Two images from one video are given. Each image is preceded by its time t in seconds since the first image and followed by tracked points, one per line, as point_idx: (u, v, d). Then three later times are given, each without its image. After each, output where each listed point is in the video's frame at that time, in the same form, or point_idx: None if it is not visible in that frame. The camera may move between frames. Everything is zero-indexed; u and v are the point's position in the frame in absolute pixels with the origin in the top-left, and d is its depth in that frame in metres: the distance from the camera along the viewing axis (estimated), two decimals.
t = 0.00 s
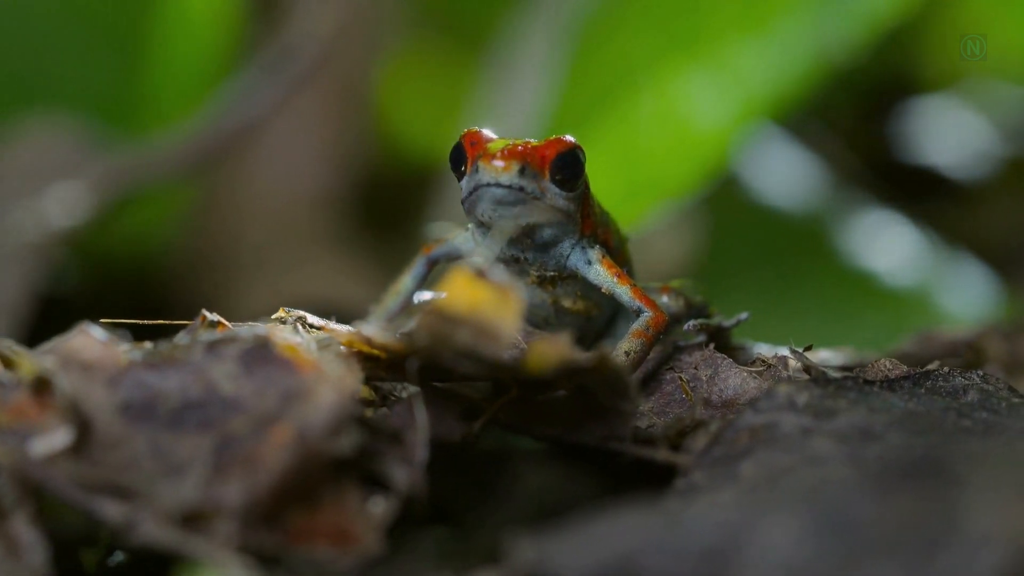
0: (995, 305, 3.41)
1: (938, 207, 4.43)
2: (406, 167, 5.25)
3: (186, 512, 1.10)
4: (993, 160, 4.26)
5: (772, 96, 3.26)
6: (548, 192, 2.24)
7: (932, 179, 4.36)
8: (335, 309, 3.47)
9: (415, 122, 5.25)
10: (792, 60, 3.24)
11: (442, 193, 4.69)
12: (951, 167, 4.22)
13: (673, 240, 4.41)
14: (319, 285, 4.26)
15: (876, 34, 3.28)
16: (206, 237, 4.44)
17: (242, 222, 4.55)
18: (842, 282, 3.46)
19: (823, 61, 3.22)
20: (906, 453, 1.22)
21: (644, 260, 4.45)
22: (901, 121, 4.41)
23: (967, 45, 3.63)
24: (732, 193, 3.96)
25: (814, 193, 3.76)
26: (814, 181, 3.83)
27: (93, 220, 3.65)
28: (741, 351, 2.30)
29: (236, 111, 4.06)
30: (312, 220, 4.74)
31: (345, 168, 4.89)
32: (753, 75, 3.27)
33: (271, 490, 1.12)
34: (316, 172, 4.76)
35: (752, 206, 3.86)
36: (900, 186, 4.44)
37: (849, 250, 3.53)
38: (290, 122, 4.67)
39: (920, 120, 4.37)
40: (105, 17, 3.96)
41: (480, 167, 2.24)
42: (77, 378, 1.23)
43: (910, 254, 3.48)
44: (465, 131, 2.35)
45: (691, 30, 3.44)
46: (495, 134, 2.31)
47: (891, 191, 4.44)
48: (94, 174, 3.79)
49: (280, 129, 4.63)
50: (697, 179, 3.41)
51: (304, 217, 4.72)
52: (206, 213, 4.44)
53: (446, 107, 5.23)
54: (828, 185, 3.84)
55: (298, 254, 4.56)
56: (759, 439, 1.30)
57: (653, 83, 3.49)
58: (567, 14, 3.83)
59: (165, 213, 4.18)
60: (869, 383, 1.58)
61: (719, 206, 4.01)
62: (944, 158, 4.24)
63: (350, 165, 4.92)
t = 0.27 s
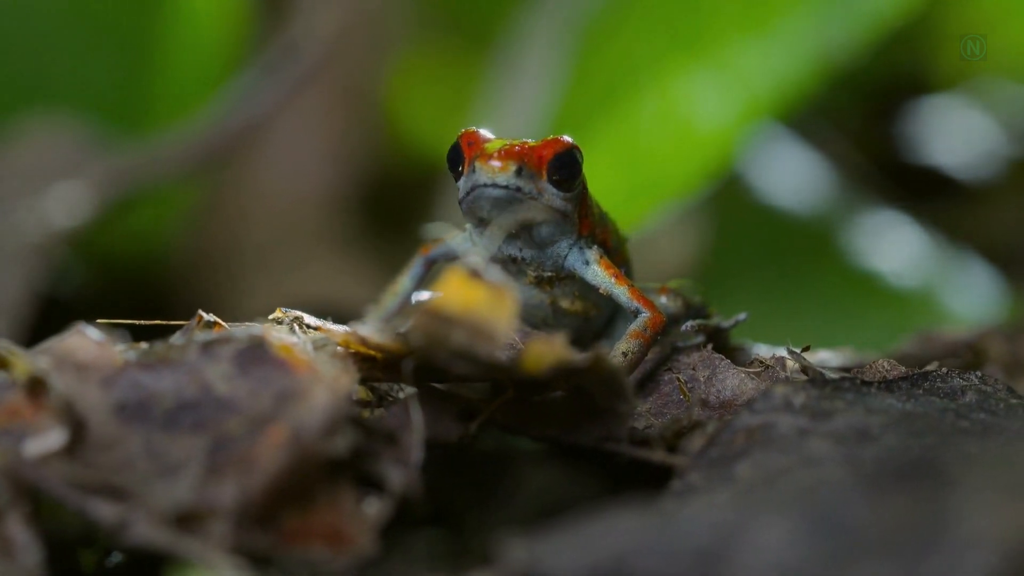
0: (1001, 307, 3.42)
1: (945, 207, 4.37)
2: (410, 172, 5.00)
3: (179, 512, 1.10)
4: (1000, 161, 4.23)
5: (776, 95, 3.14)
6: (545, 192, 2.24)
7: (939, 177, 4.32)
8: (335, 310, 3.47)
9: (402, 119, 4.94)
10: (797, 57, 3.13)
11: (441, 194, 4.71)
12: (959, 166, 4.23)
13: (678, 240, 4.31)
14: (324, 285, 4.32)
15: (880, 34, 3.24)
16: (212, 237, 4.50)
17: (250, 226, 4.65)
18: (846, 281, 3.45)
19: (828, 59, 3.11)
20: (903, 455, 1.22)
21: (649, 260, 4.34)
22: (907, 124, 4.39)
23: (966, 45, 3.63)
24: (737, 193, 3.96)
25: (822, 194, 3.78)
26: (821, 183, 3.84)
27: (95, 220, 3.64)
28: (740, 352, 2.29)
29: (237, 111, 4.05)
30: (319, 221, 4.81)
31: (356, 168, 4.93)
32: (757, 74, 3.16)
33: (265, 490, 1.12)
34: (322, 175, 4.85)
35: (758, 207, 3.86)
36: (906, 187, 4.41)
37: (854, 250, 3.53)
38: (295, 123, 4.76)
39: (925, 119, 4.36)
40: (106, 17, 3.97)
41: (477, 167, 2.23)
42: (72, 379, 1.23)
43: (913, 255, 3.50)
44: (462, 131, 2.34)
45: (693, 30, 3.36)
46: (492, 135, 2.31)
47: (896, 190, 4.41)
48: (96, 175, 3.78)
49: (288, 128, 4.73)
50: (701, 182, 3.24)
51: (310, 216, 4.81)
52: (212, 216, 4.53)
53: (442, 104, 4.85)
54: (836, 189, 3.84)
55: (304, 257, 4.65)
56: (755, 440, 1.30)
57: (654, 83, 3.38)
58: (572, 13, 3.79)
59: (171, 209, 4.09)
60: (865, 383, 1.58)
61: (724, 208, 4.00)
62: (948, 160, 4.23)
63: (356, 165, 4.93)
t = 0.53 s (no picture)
0: (1006, 307, 3.40)
1: (950, 207, 4.36)
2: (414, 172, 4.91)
3: (174, 513, 1.10)
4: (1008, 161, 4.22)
5: (778, 95, 3.08)
6: (542, 192, 2.24)
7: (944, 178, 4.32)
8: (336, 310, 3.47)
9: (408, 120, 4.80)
10: (799, 56, 3.08)
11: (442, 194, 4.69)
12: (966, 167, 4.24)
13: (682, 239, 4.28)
14: (325, 284, 4.39)
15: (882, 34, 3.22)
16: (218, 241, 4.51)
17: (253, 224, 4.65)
18: (849, 281, 3.44)
19: (830, 59, 3.05)
20: (899, 455, 1.21)
21: (653, 259, 4.35)
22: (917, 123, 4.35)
23: (966, 45, 3.62)
24: (741, 192, 3.93)
25: (827, 194, 3.73)
26: (826, 185, 3.78)
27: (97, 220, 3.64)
28: (738, 352, 2.29)
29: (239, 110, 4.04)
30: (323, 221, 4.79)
31: (359, 168, 4.85)
32: (759, 74, 3.11)
33: (259, 491, 1.12)
34: (326, 175, 4.80)
35: (762, 208, 3.82)
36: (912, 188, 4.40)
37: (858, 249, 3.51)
38: (298, 122, 4.72)
39: (932, 118, 4.33)
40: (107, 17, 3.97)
41: (474, 167, 2.23)
42: (67, 378, 1.23)
43: (918, 255, 3.47)
44: (460, 131, 2.34)
45: (697, 31, 3.34)
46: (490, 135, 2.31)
47: (900, 190, 4.38)
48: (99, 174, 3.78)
49: (291, 128, 4.69)
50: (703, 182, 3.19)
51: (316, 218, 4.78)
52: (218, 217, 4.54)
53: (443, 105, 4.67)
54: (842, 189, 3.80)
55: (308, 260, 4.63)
56: (751, 440, 1.30)
57: (657, 83, 3.35)
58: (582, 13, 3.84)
59: (174, 210, 4.13)
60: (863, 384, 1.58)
61: (729, 208, 3.96)
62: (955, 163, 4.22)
63: (358, 165, 4.85)
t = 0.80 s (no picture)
0: (1011, 306, 3.40)
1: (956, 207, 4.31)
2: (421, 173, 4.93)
3: (170, 513, 1.10)
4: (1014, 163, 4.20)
5: (782, 94, 3.04)
6: (540, 192, 2.24)
7: (949, 177, 4.29)
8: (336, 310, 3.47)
9: (419, 122, 4.85)
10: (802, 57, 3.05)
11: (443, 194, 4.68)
12: (971, 168, 4.22)
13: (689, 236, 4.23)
14: (329, 284, 4.37)
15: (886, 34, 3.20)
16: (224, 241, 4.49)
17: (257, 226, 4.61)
18: (852, 278, 3.45)
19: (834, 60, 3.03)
20: (896, 455, 1.21)
21: (653, 259, 4.31)
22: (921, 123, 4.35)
23: (966, 45, 3.61)
24: (745, 190, 3.92)
25: (834, 194, 3.75)
26: (833, 183, 3.82)
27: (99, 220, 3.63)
28: (737, 352, 2.28)
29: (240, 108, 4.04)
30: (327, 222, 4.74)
31: (361, 168, 4.84)
32: (762, 73, 3.07)
33: (255, 491, 1.12)
34: (331, 177, 4.78)
35: (766, 207, 3.80)
36: (917, 188, 4.37)
37: (861, 248, 3.52)
38: (301, 122, 4.74)
39: (936, 119, 4.33)
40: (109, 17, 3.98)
41: (471, 167, 2.23)
42: (63, 379, 1.23)
43: (923, 255, 3.49)
44: (457, 132, 2.35)
45: (699, 30, 3.29)
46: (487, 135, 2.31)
47: (904, 190, 4.37)
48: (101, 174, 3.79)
49: (294, 129, 4.70)
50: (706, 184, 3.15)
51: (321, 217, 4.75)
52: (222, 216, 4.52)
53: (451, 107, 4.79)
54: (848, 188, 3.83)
55: (314, 261, 4.58)
56: (748, 440, 1.30)
57: (658, 83, 3.30)
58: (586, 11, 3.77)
59: (179, 209, 4.14)
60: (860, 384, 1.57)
61: (731, 207, 3.93)
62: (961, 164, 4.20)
63: (360, 165, 4.85)
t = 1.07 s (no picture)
0: (1016, 305, 3.38)
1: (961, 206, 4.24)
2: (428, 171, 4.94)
3: (165, 513, 1.10)
4: None
5: (786, 94, 3.00)
6: (538, 193, 2.24)
7: (956, 178, 4.25)
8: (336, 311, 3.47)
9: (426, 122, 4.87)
10: (804, 57, 3.02)
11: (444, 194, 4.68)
12: (978, 169, 4.16)
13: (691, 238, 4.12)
14: (328, 283, 4.42)
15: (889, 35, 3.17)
16: (226, 240, 4.49)
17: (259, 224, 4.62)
18: (855, 279, 3.44)
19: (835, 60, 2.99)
20: (892, 455, 1.21)
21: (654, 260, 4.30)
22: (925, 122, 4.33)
23: (966, 45, 3.60)
24: (748, 187, 3.90)
25: (838, 193, 3.72)
26: (841, 186, 3.78)
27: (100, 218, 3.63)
28: (736, 352, 2.28)
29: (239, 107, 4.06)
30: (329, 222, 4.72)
31: (364, 168, 4.82)
32: (763, 73, 3.04)
33: (249, 491, 1.12)
34: (335, 178, 4.76)
35: (769, 207, 3.79)
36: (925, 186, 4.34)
37: (865, 249, 3.50)
38: (305, 122, 4.72)
39: (941, 118, 4.30)
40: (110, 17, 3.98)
41: (469, 168, 2.23)
42: (59, 379, 1.23)
43: (927, 254, 3.48)
44: (456, 132, 2.35)
45: (701, 29, 3.26)
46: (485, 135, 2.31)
47: (908, 190, 4.35)
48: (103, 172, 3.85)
49: (299, 128, 4.70)
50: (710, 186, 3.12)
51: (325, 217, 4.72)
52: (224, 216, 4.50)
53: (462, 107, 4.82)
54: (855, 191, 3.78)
55: (319, 260, 4.59)
56: (745, 440, 1.30)
57: (661, 83, 3.28)
58: (588, 10, 3.76)
59: (181, 209, 4.16)
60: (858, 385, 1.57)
61: (734, 205, 3.91)
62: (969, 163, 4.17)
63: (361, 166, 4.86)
